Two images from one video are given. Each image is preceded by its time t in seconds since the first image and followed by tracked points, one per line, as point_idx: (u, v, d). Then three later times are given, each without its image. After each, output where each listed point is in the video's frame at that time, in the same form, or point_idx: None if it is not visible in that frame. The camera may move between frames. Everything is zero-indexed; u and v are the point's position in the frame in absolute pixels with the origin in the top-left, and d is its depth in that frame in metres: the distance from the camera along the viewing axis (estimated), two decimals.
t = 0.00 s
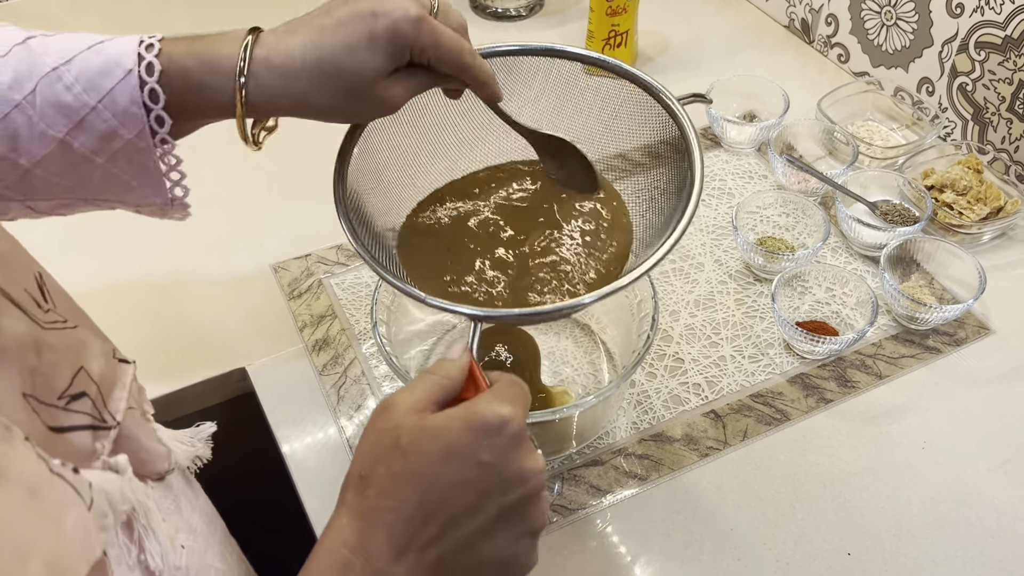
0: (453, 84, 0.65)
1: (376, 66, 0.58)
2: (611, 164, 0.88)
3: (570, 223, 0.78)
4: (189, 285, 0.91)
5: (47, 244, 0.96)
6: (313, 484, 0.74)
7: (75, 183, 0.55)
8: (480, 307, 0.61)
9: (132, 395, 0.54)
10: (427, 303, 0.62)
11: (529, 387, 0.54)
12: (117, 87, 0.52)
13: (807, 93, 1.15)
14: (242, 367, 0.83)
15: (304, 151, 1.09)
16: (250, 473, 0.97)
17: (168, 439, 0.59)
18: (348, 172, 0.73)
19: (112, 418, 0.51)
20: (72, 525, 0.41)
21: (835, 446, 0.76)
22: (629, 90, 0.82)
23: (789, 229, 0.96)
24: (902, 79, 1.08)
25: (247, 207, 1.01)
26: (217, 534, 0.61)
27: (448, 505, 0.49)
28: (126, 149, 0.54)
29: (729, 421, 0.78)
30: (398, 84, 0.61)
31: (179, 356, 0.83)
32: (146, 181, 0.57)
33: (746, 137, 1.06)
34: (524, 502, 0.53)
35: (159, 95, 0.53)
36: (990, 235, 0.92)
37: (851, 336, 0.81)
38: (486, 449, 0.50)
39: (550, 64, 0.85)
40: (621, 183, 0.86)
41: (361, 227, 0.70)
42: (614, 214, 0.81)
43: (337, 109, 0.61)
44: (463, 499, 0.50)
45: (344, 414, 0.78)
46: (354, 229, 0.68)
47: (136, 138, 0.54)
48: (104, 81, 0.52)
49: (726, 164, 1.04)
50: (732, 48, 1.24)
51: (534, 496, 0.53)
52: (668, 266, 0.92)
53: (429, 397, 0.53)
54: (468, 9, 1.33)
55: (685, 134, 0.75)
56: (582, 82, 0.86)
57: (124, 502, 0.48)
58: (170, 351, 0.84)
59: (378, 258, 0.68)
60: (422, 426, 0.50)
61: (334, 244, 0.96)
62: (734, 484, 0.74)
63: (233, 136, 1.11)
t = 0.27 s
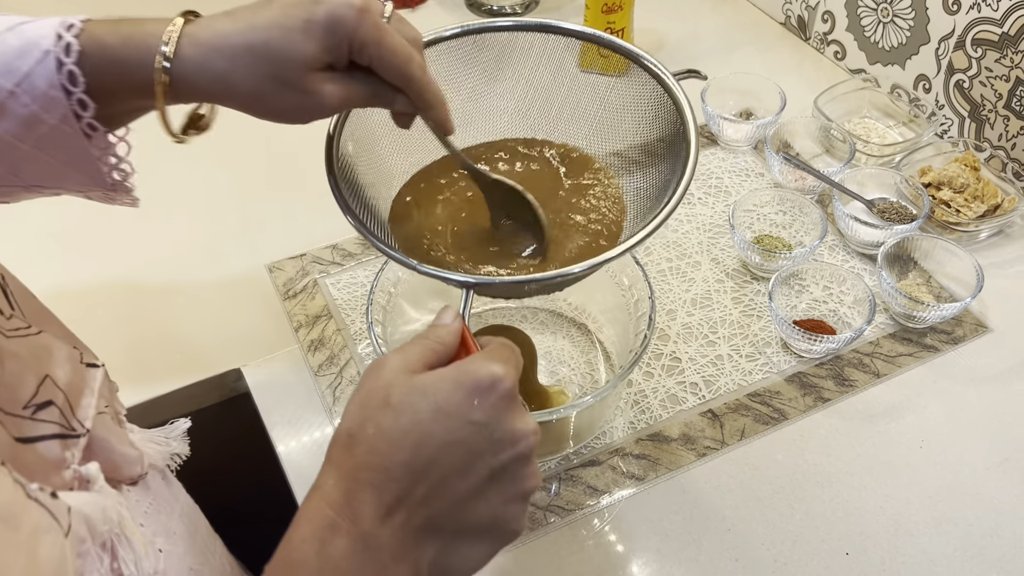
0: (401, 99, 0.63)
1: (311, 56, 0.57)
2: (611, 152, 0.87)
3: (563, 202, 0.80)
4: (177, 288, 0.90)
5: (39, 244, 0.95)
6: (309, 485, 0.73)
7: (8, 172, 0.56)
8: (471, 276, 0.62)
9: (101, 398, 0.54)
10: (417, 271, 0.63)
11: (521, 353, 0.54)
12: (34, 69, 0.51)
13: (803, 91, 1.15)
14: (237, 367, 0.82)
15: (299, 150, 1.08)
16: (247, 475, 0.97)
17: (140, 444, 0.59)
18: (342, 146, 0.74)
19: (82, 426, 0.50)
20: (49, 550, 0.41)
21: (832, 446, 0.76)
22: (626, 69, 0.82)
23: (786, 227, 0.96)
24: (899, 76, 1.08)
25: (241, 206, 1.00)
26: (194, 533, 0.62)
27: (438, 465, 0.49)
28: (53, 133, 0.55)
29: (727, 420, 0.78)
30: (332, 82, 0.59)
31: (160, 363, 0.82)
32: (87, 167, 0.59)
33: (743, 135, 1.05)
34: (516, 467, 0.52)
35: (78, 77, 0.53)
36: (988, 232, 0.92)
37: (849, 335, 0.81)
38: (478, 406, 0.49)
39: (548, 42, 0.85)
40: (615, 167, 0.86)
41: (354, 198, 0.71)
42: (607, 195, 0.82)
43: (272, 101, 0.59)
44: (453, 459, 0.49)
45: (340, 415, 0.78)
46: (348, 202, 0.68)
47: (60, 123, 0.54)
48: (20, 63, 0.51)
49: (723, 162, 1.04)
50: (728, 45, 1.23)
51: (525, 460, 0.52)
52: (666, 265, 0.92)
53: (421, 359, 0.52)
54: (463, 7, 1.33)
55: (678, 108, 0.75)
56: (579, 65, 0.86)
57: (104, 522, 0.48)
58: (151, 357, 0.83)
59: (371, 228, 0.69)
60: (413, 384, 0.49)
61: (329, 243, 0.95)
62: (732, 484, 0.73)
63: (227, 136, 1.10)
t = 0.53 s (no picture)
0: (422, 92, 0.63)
1: (345, 60, 0.57)
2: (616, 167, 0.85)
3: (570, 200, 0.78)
4: (170, 288, 0.89)
5: (32, 243, 0.94)
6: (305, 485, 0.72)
7: (31, 178, 0.56)
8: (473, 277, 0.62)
9: (74, 401, 0.54)
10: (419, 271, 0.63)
11: (519, 356, 0.53)
12: (70, 79, 0.52)
13: (801, 86, 1.14)
14: (234, 367, 0.81)
15: (295, 148, 1.08)
16: (231, 473, 0.96)
17: (116, 444, 0.58)
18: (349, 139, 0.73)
19: (53, 431, 0.50)
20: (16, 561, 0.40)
21: (833, 443, 0.75)
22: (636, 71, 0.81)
23: (785, 224, 0.95)
24: (898, 71, 1.08)
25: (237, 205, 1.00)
26: (176, 532, 0.62)
27: (428, 472, 0.49)
28: (83, 143, 0.55)
29: (727, 417, 0.77)
30: (362, 82, 0.59)
31: (152, 364, 0.81)
32: (103, 180, 0.58)
33: (742, 131, 1.05)
34: (508, 474, 0.52)
35: (115, 88, 0.54)
36: (988, 228, 0.91)
37: (849, 332, 0.80)
38: (470, 416, 0.48)
39: (559, 43, 0.85)
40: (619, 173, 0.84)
41: (357, 195, 0.71)
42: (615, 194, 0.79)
43: (312, 106, 0.59)
44: (443, 466, 0.49)
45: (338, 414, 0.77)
46: (352, 198, 0.68)
47: (92, 133, 0.55)
48: (56, 73, 0.52)
49: (722, 159, 1.03)
50: (726, 41, 1.23)
51: (518, 466, 0.51)
52: (665, 262, 0.92)
53: (415, 363, 0.52)
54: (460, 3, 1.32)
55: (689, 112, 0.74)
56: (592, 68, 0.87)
57: (76, 532, 0.47)
58: (143, 358, 0.82)
59: (373, 225, 0.68)
60: (404, 390, 0.49)
61: (327, 241, 0.95)
62: (733, 482, 0.73)
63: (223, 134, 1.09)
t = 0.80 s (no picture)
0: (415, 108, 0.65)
1: (340, 64, 0.58)
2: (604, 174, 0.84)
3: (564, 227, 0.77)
4: (163, 288, 0.89)
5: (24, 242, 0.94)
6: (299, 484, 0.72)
7: (18, 183, 0.55)
8: (463, 307, 0.61)
9: (65, 408, 0.53)
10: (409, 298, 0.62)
11: (504, 388, 0.55)
12: (59, 83, 0.52)
13: (797, 82, 1.14)
14: (228, 366, 0.81)
15: (288, 146, 1.07)
16: (222, 478, 0.96)
17: (107, 453, 0.58)
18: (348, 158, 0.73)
19: (41, 441, 0.50)
20: None
21: (830, 440, 0.75)
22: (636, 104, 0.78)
23: (782, 220, 0.95)
24: (895, 67, 1.07)
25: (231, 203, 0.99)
26: (166, 540, 0.62)
27: (411, 502, 0.50)
28: (70, 147, 0.54)
29: (724, 415, 0.77)
30: (359, 87, 0.60)
31: (143, 366, 0.80)
32: (96, 183, 0.57)
33: (738, 128, 1.04)
34: (491, 505, 0.53)
35: (104, 91, 0.53)
36: (985, 224, 0.91)
37: (846, 329, 0.80)
38: (453, 446, 0.50)
39: (560, 76, 0.82)
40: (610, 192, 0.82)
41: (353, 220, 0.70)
42: (611, 231, 0.77)
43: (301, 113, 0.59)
44: (426, 496, 0.51)
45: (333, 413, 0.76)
46: (346, 221, 0.67)
47: (79, 136, 0.54)
48: (44, 76, 0.51)
49: (718, 155, 1.03)
50: (722, 37, 1.22)
51: (501, 499, 0.53)
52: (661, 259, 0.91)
53: (402, 392, 0.53)
54: None
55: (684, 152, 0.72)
56: (592, 100, 0.84)
57: (59, 542, 0.48)
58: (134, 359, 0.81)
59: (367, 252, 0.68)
60: (391, 420, 0.51)
61: (321, 239, 0.94)
62: (730, 480, 0.72)
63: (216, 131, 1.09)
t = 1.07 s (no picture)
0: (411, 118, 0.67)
1: (347, 70, 0.58)
2: (597, 173, 0.84)
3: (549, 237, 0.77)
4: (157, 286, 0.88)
5: (15, 239, 0.93)
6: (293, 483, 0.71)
7: (18, 184, 0.54)
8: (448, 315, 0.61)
9: (63, 409, 0.53)
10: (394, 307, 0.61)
11: (491, 394, 0.54)
12: (62, 81, 0.50)
13: (794, 78, 1.13)
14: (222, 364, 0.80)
15: (282, 142, 1.06)
16: (217, 478, 0.94)
17: (104, 455, 0.57)
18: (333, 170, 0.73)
19: (38, 441, 0.49)
20: None
21: (827, 438, 0.74)
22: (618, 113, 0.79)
23: (779, 217, 0.94)
24: (892, 63, 1.07)
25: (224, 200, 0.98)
26: (162, 544, 0.61)
27: (397, 505, 0.50)
28: (73, 146, 0.53)
29: (721, 412, 0.76)
30: (362, 94, 0.60)
31: (138, 365, 0.80)
32: (97, 182, 0.56)
33: (734, 124, 1.04)
34: (479, 509, 0.52)
35: (108, 89, 0.52)
36: (983, 220, 0.91)
37: (844, 325, 0.79)
38: (440, 449, 0.50)
39: (542, 90, 0.82)
40: (593, 196, 0.84)
41: (337, 230, 0.70)
42: (594, 238, 0.77)
43: (307, 114, 0.58)
44: (411, 500, 0.50)
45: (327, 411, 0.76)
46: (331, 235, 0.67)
47: (82, 135, 0.53)
48: (47, 75, 0.50)
49: (715, 151, 1.02)
50: (719, 33, 1.22)
51: (488, 504, 0.52)
52: (657, 257, 0.91)
53: (389, 397, 0.53)
54: None
55: (664, 157, 0.73)
56: (574, 112, 0.84)
57: (54, 541, 0.47)
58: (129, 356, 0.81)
59: (352, 263, 0.67)
60: (377, 425, 0.51)
61: (316, 237, 0.93)
62: (727, 477, 0.72)
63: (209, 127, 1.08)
